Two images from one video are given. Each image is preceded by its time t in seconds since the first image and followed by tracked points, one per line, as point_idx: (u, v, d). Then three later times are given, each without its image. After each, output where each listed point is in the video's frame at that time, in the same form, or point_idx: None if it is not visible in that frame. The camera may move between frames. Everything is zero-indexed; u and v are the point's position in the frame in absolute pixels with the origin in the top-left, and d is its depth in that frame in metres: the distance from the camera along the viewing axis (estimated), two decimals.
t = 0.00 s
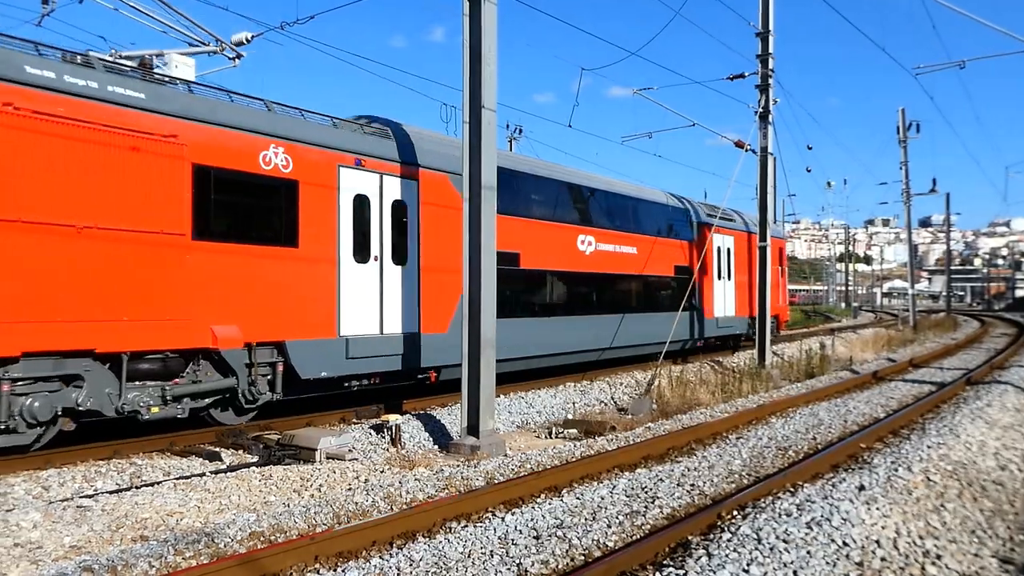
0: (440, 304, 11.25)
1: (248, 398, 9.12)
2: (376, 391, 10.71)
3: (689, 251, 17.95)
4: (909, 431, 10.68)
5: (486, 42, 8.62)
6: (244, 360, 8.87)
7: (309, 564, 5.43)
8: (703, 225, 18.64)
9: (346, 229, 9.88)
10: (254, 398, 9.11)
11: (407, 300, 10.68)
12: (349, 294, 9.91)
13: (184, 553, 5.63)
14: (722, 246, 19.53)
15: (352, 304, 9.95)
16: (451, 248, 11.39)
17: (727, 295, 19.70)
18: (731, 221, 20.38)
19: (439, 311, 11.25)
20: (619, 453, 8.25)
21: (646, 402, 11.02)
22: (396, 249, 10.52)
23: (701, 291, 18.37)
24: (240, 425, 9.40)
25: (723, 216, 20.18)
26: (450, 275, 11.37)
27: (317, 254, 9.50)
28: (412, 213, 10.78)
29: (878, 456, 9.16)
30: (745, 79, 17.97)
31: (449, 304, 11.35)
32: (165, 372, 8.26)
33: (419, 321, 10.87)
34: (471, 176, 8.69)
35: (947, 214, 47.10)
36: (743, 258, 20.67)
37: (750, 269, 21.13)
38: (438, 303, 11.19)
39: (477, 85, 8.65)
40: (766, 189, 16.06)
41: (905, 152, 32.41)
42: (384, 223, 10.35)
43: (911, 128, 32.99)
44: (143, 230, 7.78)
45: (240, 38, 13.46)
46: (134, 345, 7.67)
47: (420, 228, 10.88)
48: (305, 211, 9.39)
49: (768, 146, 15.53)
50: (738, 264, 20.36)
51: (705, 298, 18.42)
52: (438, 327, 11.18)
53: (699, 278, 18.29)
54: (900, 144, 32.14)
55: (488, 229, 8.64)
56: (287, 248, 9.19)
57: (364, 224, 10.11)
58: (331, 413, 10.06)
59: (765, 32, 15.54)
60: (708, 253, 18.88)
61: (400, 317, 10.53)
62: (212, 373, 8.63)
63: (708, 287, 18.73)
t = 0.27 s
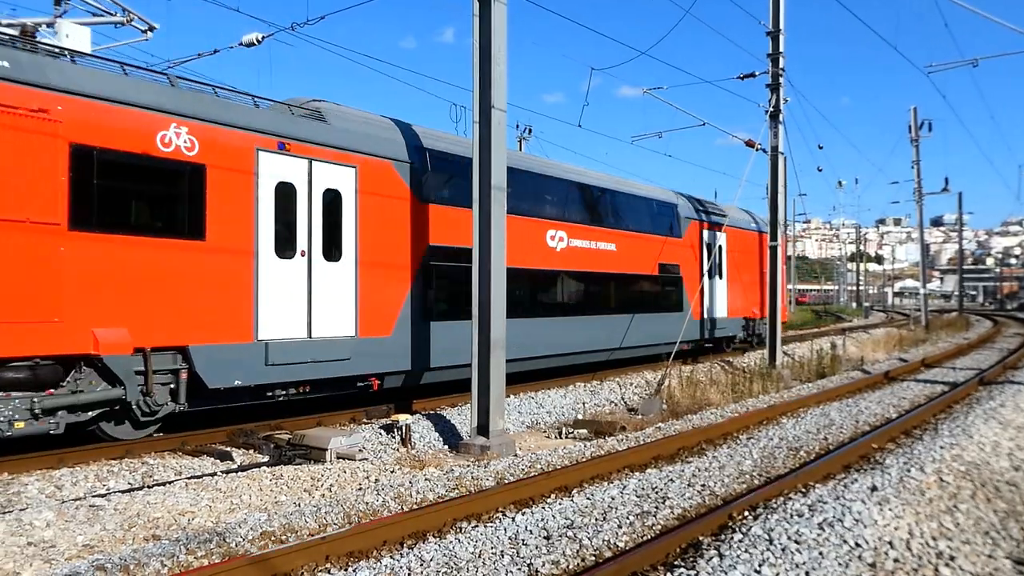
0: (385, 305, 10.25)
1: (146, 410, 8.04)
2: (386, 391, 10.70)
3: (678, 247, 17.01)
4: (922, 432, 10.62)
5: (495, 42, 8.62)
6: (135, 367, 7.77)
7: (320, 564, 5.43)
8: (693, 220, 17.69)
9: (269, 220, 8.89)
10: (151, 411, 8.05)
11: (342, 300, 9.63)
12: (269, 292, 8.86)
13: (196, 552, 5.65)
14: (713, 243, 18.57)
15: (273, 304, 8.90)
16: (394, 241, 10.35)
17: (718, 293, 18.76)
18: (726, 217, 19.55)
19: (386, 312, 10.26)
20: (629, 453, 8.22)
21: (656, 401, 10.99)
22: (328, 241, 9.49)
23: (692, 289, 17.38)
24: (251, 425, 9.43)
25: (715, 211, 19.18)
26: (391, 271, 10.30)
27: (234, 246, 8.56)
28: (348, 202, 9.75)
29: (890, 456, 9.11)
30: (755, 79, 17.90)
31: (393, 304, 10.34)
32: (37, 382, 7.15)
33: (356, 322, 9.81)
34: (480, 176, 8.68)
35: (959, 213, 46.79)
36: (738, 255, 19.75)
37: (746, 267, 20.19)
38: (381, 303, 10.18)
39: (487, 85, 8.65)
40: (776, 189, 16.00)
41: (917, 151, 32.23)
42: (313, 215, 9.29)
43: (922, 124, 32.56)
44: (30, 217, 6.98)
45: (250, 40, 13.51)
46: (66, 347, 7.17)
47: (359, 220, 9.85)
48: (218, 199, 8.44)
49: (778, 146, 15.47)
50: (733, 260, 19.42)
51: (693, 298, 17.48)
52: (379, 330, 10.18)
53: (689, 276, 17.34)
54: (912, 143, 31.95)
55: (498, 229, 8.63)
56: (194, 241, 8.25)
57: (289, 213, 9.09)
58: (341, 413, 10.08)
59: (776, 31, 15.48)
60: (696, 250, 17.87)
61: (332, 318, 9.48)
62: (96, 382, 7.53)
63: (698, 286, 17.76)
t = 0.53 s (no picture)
0: (317, 306, 9.31)
1: (19, 424, 7.23)
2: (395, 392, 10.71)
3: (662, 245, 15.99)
4: (933, 432, 10.55)
5: (504, 42, 8.61)
6: (5, 375, 6.97)
7: (329, 565, 5.44)
8: (680, 215, 16.69)
9: (174, 209, 7.99)
10: (26, 423, 7.24)
11: (264, 300, 8.73)
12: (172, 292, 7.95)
13: (206, 553, 5.66)
14: (701, 242, 17.59)
15: (238, 308, 8.49)
16: (326, 235, 9.40)
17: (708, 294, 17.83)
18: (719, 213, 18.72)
19: (318, 314, 9.32)
20: (639, 454, 8.20)
21: (666, 402, 10.96)
22: (245, 235, 8.61)
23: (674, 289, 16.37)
24: (261, 425, 9.46)
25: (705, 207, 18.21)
26: (323, 267, 9.36)
27: (129, 237, 7.64)
28: (271, 191, 8.86)
29: (901, 457, 9.05)
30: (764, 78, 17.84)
31: (330, 305, 9.46)
32: None
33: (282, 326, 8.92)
34: (489, 177, 8.68)
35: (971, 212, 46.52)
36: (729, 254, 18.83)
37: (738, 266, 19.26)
38: (312, 305, 9.25)
39: (495, 86, 8.64)
40: (786, 188, 15.93)
41: (927, 150, 32.08)
42: (229, 202, 8.46)
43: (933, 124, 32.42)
44: None
45: (259, 41, 13.54)
46: None
47: (287, 209, 8.98)
48: (107, 186, 7.51)
49: (788, 145, 15.41)
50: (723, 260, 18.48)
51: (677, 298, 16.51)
52: (309, 334, 9.23)
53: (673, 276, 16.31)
54: (922, 141, 31.79)
55: (506, 230, 8.64)
56: (84, 230, 7.38)
57: (199, 201, 8.21)
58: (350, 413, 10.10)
59: (785, 30, 15.41)
60: (683, 248, 16.85)
61: (254, 321, 8.62)
62: None
63: (684, 286, 16.74)
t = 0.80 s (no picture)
0: (230, 306, 8.35)
1: None
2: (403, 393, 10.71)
3: (643, 242, 15.09)
4: (943, 433, 10.50)
5: (511, 43, 8.62)
6: None
7: (337, 565, 5.45)
8: (663, 212, 15.78)
9: (51, 198, 7.07)
10: None
11: (167, 299, 7.82)
12: (51, 288, 7.02)
13: (215, 553, 5.68)
14: (687, 239, 16.66)
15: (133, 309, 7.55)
16: (240, 228, 8.44)
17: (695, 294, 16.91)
18: (709, 209, 17.86)
19: (232, 316, 8.37)
20: (647, 455, 8.19)
21: (674, 402, 10.92)
22: (142, 226, 7.68)
23: (656, 289, 15.42)
24: (270, 426, 9.48)
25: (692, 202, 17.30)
26: (237, 261, 8.41)
27: None
28: (173, 176, 7.92)
29: (911, 457, 9.01)
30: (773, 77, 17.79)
31: (246, 305, 8.50)
32: None
33: (187, 328, 7.98)
34: (497, 178, 8.68)
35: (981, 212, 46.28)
36: (718, 252, 17.90)
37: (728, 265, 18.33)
38: (224, 305, 8.30)
39: (502, 86, 8.65)
40: (795, 188, 15.88)
41: (938, 149, 31.93)
42: (119, 188, 7.54)
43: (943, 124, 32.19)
44: None
45: (267, 43, 13.58)
46: None
47: (193, 199, 8.07)
48: None
49: (797, 145, 15.36)
50: (711, 258, 17.55)
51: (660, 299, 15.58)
52: (220, 338, 8.28)
53: (654, 274, 15.38)
54: (932, 140, 31.63)
55: (514, 231, 8.63)
56: None
57: (80, 188, 7.28)
58: (358, 414, 10.11)
59: (794, 29, 15.37)
60: (666, 245, 15.91)
61: (151, 324, 7.68)
62: None
63: (667, 286, 15.82)
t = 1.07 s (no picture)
0: (113, 305, 7.40)
1: None
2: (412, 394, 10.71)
3: (617, 239, 14.11)
4: (954, 434, 10.45)
5: (520, 45, 8.63)
6: None
7: (347, 566, 5.47)
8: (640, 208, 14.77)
9: None
10: None
11: (36, 296, 6.90)
12: None
13: (226, 554, 5.71)
14: (669, 236, 15.68)
15: None
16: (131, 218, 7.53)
17: (677, 296, 15.93)
18: (697, 206, 16.92)
19: (115, 319, 7.42)
20: (656, 456, 8.18)
21: (683, 404, 10.91)
22: None
23: (631, 290, 14.48)
24: (280, 427, 9.52)
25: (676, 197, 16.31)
26: (121, 255, 7.44)
27: None
28: (40, 159, 6.95)
29: (921, 459, 8.97)
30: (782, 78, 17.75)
31: (134, 303, 7.55)
32: None
33: (57, 331, 7.03)
34: (505, 179, 8.68)
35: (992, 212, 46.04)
36: (705, 250, 16.90)
37: (715, 264, 17.33)
38: (111, 306, 7.39)
39: (511, 88, 8.66)
40: (804, 189, 15.84)
41: (948, 149, 31.77)
42: None
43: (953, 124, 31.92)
44: None
45: (276, 46, 13.64)
46: None
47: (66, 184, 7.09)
48: None
49: (806, 146, 15.33)
50: (697, 256, 16.57)
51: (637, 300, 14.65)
52: (104, 342, 7.35)
53: (630, 275, 14.40)
54: (942, 140, 31.48)
55: (523, 233, 8.64)
56: None
57: None
58: (367, 415, 10.14)
59: (802, 30, 15.33)
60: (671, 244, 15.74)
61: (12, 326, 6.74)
62: None
63: (646, 287, 14.87)
